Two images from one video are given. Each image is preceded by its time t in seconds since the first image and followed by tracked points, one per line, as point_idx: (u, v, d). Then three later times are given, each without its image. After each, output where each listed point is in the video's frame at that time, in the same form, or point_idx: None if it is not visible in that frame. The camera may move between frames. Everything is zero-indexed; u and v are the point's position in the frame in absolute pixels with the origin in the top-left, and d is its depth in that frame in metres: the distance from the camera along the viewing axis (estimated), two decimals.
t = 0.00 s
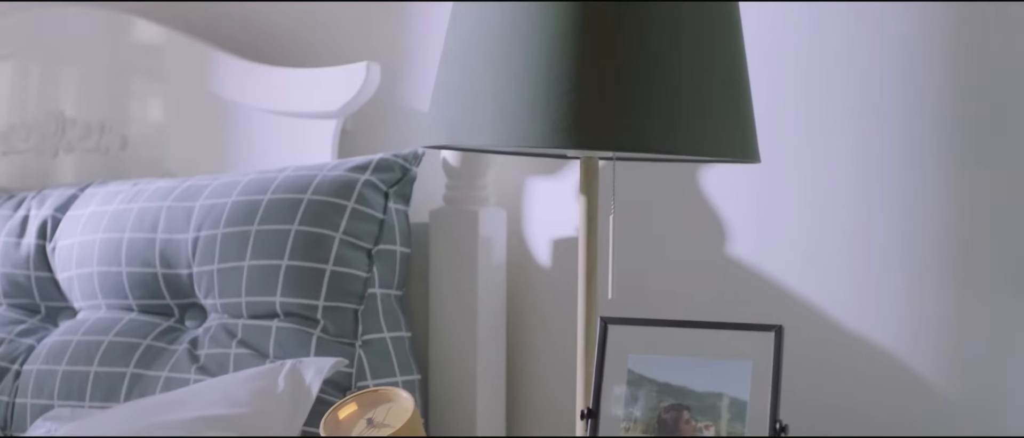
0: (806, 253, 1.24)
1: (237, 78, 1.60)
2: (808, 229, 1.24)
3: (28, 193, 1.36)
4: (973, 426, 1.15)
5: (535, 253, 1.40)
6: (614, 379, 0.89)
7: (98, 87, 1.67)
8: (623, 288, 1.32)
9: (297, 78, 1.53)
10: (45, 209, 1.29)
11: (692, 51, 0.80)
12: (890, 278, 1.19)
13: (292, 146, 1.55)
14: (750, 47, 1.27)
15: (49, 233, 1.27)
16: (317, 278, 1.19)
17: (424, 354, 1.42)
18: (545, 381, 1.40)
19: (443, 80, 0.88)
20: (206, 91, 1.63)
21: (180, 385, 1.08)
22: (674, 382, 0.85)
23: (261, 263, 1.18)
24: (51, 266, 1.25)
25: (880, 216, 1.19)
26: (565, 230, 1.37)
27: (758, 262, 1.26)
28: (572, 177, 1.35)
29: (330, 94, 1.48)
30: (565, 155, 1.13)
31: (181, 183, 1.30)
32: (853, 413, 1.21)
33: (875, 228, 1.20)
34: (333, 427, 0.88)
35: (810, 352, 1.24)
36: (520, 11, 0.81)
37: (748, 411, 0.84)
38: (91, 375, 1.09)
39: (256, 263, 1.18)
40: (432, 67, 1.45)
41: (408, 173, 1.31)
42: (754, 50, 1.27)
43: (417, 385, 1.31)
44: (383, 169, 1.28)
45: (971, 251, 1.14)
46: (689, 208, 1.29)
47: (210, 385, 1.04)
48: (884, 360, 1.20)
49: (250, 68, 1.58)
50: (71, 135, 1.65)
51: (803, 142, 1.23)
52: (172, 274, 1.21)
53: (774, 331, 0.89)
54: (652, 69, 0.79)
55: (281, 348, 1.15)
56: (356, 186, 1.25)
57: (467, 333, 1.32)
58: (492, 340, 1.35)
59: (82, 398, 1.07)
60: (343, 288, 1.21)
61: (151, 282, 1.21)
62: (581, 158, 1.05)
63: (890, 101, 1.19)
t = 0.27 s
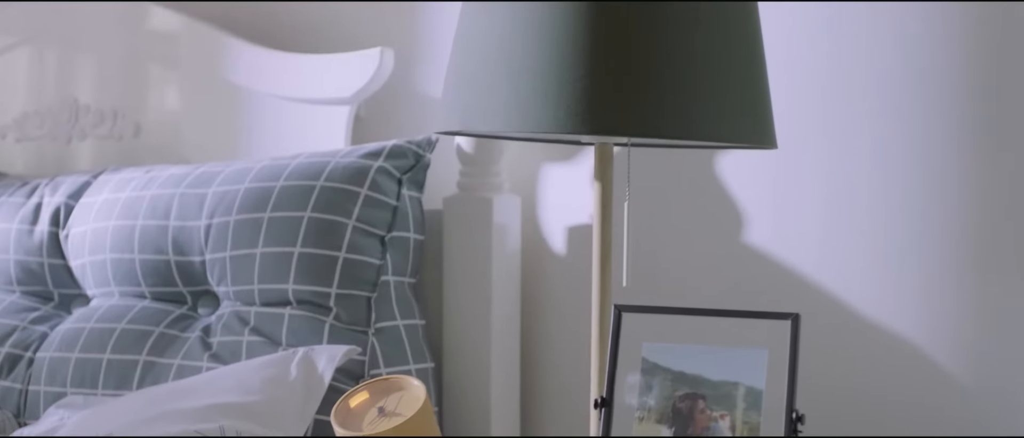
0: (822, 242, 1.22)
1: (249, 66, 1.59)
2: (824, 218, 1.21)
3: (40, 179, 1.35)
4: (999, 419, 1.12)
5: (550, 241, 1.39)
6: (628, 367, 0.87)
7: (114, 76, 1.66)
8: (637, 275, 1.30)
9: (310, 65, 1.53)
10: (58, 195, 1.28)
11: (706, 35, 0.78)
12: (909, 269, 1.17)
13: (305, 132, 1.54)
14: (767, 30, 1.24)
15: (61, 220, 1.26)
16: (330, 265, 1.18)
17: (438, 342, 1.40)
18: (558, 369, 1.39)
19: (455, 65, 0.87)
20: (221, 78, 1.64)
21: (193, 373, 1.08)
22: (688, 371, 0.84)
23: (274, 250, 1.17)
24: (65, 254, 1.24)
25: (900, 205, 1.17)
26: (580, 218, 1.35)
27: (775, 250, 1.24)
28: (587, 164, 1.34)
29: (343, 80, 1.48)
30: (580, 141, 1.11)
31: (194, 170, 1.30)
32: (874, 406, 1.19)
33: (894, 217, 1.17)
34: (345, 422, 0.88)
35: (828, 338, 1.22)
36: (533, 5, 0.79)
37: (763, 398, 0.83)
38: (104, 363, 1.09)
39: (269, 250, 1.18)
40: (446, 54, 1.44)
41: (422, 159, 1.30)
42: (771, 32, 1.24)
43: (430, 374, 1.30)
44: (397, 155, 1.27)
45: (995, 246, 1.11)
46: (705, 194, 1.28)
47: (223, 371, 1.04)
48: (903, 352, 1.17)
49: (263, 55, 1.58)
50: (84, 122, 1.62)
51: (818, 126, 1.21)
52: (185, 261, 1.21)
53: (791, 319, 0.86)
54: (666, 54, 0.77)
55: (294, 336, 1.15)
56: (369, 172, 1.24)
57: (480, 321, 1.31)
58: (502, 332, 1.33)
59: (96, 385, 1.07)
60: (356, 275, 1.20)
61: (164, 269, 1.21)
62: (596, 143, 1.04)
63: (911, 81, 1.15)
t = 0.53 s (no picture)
0: (845, 227, 1.19)
1: (266, 50, 1.58)
2: (846, 203, 1.19)
3: (57, 163, 1.33)
4: None
5: (569, 225, 1.38)
6: (645, 352, 0.86)
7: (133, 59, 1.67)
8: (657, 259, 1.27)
9: (326, 48, 1.51)
10: (73, 180, 1.28)
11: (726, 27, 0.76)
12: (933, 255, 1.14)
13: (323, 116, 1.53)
14: (789, 18, 1.22)
15: (77, 204, 1.26)
16: (345, 249, 1.17)
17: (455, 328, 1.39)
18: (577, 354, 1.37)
19: (470, 47, 0.85)
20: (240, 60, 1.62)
21: (208, 358, 1.07)
22: (705, 357, 0.82)
23: (290, 234, 1.17)
24: (80, 238, 1.24)
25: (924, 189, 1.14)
26: (598, 202, 1.34)
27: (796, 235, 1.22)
28: (606, 147, 1.32)
29: (360, 63, 1.46)
30: (598, 123, 1.09)
31: (209, 154, 1.29)
32: (901, 396, 1.16)
33: (917, 201, 1.14)
34: (360, 406, 0.87)
35: (850, 324, 1.20)
36: None
37: (783, 385, 0.80)
38: (119, 348, 1.09)
39: (284, 234, 1.17)
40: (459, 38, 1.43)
41: (438, 142, 1.29)
42: (793, 23, 1.21)
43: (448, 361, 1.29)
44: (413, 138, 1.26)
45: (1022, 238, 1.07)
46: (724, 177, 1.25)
47: (239, 355, 1.03)
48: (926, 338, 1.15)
49: (280, 41, 1.57)
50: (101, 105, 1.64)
51: (839, 107, 1.18)
52: (201, 246, 1.21)
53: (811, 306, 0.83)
54: (685, 49, 0.75)
55: (309, 321, 1.14)
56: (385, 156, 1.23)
57: (497, 306, 1.30)
58: (517, 317, 1.31)
59: (111, 370, 1.07)
60: (371, 259, 1.19)
61: (179, 253, 1.21)
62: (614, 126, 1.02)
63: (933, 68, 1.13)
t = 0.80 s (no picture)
0: (870, 210, 1.12)
1: (283, 29, 1.56)
2: (872, 184, 1.11)
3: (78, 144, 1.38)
4: None
5: (590, 208, 1.35)
6: (665, 337, 0.83)
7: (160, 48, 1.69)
8: (679, 241, 1.23)
9: (346, 28, 1.49)
10: (93, 162, 1.28)
11: (746, 16, 0.73)
12: (964, 240, 1.06)
13: (342, 96, 1.50)
14: None
15: (95, 187, 1.26)
16: (363, 232, 1.15)
17: (474, 312, 1.38)
18: (598, 340, 1.35)
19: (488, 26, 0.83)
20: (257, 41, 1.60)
21: (225, 341, 1.07)
22: (727, 342, 0.79)
23: (308, 217, 1.16)
24: (99, 221, 1.25)
25: (955, 170, 1.06)
26: (620, 184, 1.31)
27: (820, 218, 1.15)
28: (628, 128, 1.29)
29: (381, 44, 1.44)
30: (618, 102, 1.07)
31: (227, 135, 1.28)
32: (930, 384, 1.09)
33: (948, 183, 1.07)
34: (375, 391, 0.86)
35: (885, 312, 1.13)
36: None
37: (806, 372, 0.76)
38: (137, 331, 1.09)
39: (302, 216, 1.16)
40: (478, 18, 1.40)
41: (458, 124, 1.25)
42: None
43: (467, 345, 1.25)
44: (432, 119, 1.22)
45: None
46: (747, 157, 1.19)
47: (256, 340, 1.02)
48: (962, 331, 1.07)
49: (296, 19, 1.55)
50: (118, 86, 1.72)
51: (864, 82, 1.11)
52: (218, 228, 1.20)
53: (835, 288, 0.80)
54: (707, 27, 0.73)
55: (327, 305, 1.13)
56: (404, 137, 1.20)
57: (518, 287, 1.28)
58: (539, 298, 1.30)
59: (129, 353, 1.08)
60: (391, 243, 1.16)
61: (197, 236, 1.21)
62: (634, 105, 1.00)
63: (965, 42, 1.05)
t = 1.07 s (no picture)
0: (891, 197, 1.09)
1: (302, 17, 1.56)
2: (892, 173, 1.08)
3: (94, 130, 1.38)
4: None
5: (608, 194, 1.33)
6: (682, 325, 0.81)
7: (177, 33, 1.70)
8: (696, 227, 1.22)
9: (364, 16, 1.50)
10: (109, 148, 1.28)
11: (769, 10, 0.72)
12: (990, 230, 1.02)
13: (358, 83, 1.50)
14: None
15: (111, 173, 1.26)
16: (379, 219, 1.14)
17: (491, 299, 1.37)
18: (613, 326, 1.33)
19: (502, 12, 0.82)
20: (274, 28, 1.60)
21: (240, 328, 1.07)
22: (745, 330, 0.78)
23: (323, 203, 1.15)
24: (115, 208, 1.26)
25: (982, 157, 1.02)
26: (638, 170, 1.29)
27: (841, 204, 1.12)
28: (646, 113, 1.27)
29: (399, 31, 1.45)
30: (636, 88, 1.06)
31: (242, 121, 1.28)
32: (954, 373, 1.05)
33: (974, 170, 1.03)
34: (389, 380, 0.85)
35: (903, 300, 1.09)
36: None
37: (825, 360, 0.74)
38: (152, 318, 1.09)
39: (316, 203, 1.15)
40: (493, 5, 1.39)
41: (475, 109, 1.24)
42: None
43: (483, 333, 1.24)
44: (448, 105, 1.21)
45: None
46: (768, 143, 1.16)
47: (271, 326, 1.02)
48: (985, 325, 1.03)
49: (316, 7, 1.55)
50: (134, 71, 1.71)
51: (885, 66, 1.08)
52: (234, 214, 1.20)
53: (855, 277, 0.77)
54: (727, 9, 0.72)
55: (343, 291, 1.13)
56: (420, 123, 1.19)
57: (536, 274, 1.27)
58: (558, 283, 1.28)
59: (144, 339, 1.08)
60: (405, 229, 1.16)
61: (212, 222, 1.21)
62: (652, 90, 0.99)
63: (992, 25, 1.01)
